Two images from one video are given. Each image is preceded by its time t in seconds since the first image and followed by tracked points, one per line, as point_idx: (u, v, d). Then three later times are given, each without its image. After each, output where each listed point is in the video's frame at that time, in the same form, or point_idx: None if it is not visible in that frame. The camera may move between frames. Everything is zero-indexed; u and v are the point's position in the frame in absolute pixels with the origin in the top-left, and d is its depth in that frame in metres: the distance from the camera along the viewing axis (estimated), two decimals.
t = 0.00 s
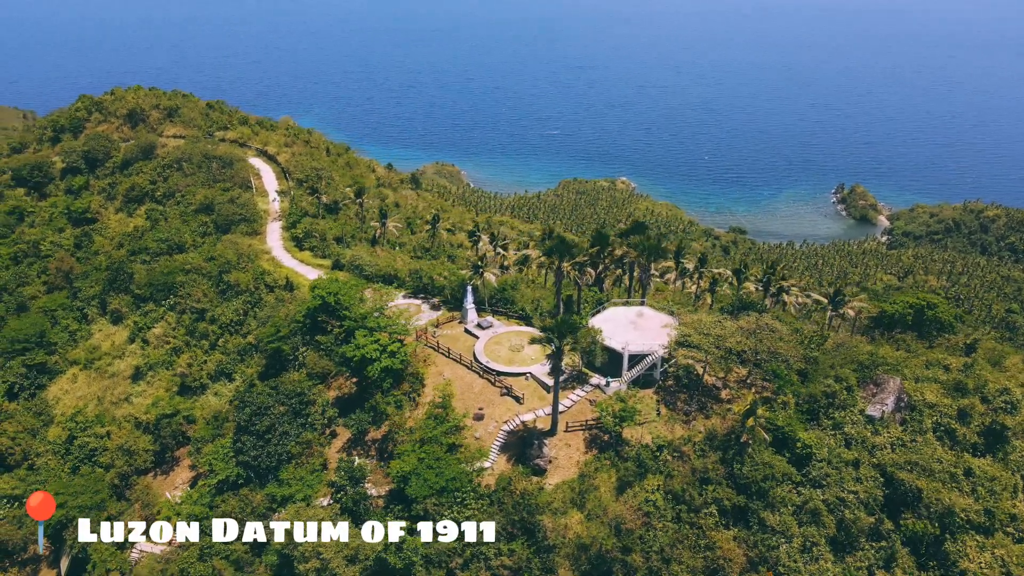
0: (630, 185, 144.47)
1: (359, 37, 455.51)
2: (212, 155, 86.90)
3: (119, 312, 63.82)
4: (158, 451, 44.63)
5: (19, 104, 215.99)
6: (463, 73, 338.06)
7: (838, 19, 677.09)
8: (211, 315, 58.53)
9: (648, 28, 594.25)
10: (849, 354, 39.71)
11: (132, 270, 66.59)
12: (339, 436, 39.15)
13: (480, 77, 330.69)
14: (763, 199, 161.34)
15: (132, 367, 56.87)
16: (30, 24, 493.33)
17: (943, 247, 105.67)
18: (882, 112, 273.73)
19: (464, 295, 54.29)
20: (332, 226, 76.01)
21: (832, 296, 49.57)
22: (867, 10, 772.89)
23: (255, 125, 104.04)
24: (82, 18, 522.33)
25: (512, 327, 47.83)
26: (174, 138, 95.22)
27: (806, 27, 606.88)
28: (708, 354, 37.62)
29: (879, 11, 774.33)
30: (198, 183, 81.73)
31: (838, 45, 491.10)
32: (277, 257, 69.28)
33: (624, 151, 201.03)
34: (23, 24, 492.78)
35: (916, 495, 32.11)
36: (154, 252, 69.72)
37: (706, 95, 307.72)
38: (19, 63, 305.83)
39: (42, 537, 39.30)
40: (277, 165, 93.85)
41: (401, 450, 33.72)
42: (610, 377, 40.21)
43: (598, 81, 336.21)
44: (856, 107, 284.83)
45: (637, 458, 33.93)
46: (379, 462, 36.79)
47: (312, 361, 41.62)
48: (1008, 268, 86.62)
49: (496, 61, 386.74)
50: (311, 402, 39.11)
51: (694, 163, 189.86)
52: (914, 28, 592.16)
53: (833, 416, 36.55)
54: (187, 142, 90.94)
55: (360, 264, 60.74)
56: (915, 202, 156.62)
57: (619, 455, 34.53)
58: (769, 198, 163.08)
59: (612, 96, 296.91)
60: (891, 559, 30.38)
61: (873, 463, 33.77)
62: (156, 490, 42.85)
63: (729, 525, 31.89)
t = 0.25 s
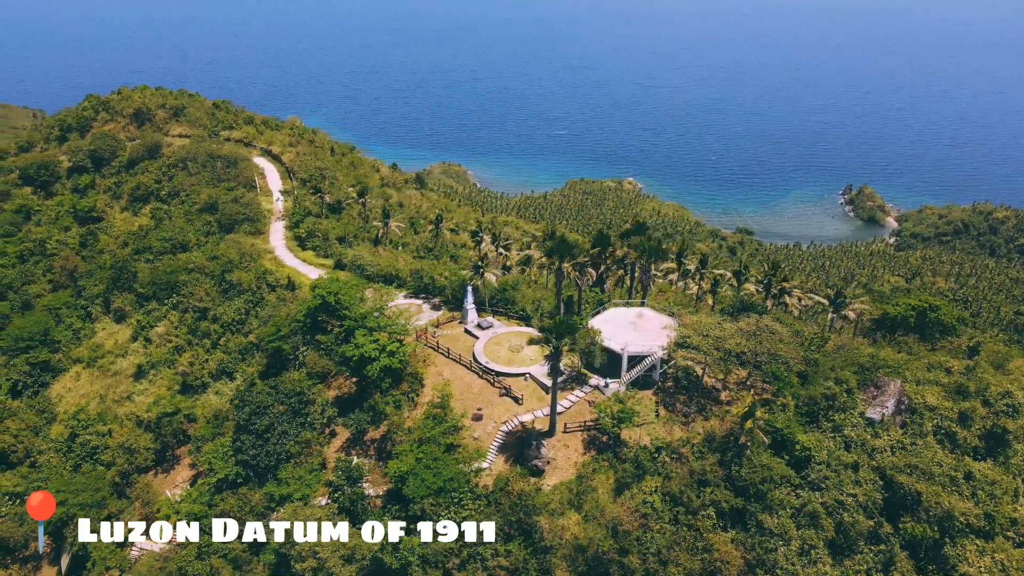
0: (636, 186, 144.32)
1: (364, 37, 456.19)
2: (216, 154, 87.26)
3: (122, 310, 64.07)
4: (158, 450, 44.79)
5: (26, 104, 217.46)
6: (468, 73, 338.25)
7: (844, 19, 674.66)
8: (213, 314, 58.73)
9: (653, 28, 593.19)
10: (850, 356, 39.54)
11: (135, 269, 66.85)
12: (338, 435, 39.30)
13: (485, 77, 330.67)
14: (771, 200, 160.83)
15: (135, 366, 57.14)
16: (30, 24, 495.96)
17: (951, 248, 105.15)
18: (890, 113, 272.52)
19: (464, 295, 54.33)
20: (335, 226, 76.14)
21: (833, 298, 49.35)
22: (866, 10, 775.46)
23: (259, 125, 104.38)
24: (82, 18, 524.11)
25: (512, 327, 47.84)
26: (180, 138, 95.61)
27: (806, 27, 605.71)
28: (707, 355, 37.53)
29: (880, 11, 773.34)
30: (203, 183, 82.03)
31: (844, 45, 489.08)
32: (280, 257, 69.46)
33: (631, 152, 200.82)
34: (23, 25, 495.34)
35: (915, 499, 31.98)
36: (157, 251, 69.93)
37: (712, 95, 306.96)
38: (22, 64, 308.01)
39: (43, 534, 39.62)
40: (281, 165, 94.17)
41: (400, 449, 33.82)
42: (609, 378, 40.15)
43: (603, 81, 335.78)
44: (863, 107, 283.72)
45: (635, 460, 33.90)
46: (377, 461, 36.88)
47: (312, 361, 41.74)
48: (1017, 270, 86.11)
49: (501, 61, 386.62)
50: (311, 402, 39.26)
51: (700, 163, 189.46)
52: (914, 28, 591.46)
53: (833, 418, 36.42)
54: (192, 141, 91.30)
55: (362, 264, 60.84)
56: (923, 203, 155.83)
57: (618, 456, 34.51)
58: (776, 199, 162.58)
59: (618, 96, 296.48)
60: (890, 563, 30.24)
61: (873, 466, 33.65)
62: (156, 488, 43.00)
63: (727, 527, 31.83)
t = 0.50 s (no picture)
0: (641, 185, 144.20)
1: (367, 36, 456.65)
2: (220, 154, 87.50)
3: (125, 309, 64.29)
4: (158, 449, 44.89)
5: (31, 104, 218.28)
6: (472, 73, 338.38)
7: (847, 19, 673.24)
8: (214, 313, 58.83)
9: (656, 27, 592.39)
10: (849, 357, 39.37)
11: (138, 268, 67.06)
12: (338, 435, 39.41)
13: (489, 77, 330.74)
14: (777, 201, 160.50)
15: (136, 365, 57.32)
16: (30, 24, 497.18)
17: (957, 249, 104.86)
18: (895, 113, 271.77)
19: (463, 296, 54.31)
20: (337, 226, 76.24)
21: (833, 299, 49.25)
22: (870, 10, 773.90)
23: (263, 125, 104.57)
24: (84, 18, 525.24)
25: (512, 327, 47.82)
26: (183, 137, 95.87)
27: (805, 27, 605.14)
28: (705, 356, 37.48)
29: (881, 11, 772.18)
30: (206, 182, 82.25)
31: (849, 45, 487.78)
32: (282, 256, 69.61)
33: (636, 152, 200.66)
34: (23, 25, 496.69)
35: (913, 501, 31.84)
36: (158, 250, 70.05)
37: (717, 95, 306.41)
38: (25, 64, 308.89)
39: (43, 533, 39.86)
40: (284, 164, 94.34)
41: (398, 449, 33.90)
42: (608, 378, 40.13)
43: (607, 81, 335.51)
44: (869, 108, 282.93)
45: (633, 461, 33.91)
46: (375, 461, 36.94)
47: (311, 360, 41.80)
48: None
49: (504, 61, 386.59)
50: (310, 401, 39.37)
51: (705, 163, 189.25)
52: (915, 28, 590.80)
53: (832, 420, 36.33)
54: (196, 140, 91.53)
55: (363, 264, 60.92)
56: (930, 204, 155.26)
57: (616, 457, 34.49)
58: (782, 199, 162.22)
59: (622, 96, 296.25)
60: (888, 565, 30.16)
61: (872, 468, 33.55)
62: (156, 486, 43.13)
63: (725, 529, 31.79)
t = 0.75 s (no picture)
0: (646, 185, 144.05)
1: (371, 36, 457.23)
2: (223, 153, 87.69)
3: (127, 308, 64.51)
4: (157, 447, 45.03)
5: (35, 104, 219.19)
6: (476, 73, 338.39)
7: (851, 19, 671.68)
8: (215, 313, 58.99)
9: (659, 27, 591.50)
10: (848, 359, 39.20)
11: (140, 267, 67.29)
12: (336, 434, 39.52)
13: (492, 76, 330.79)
14: (783, 201, 160.08)
15: (138, 364, 57.58)
16: (30, 24, 498.70)
17: (964, 250, 104.62)
18: (901, 114, 270.93)
19: (462, 296, 54.28)
20: (338, 225, 76.35)
21: (833, 300, 49.12)
22: (873, 10, 771.79)
23: (266, 125, 104.82)
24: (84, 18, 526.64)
25: (510, 327, 47.84)
26: (187, 137, 96.17)
27: (805, 27, 605.23)
28: (703, 358, 37.44)
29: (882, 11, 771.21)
30: (209, 181, 82.55)
31: (854, 45, 486.42)
32: (283, 256, 69.71)
33: (641, 152, 200.51)
34: (22, 25, 498.22)
35: (911, 505, 31.67)
36: (160, 249, 70.34)
37: (722, 95, 305.71)
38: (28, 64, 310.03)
39: (43, 530, 40.12)
40: (287, 164, 94.46)
41: (394, 450, 33.95)
42: (605, 379, 40.10)
43: (611, 81, 335.21)
44: (874, 108, 282.28)
45: (630, 462, 33.88)
46: (372, 462, 36.99)
47: (310, 360, 41.86)
48: None
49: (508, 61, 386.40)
50: (308, 401, 39.48)
51: (711, 164, 189.02)
52: (917, 29, 590.07)
53: (830, 422, 36.21)
54: (200, 140, 91.84)
55: (363, 264, 60.98)
56: (938, 205, 154.55)
57: (613, 458, 34.46)
58: (788, 200, 161.78)
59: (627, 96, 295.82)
60: (885, 569, 30.04)
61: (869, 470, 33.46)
62: (155, 485, 43.25)
63: (722, 530, 31.70)
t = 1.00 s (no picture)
0: (652, 186, 143.95)
1: (375, 36, 457.75)
2: (226, 153, 87.96)
3: (128, 307, 64.68)
4: (156, 446, 45.16)
5: (40, 103, 220.06)
6: (480, 73, 338.54)
7: (856, 19, 669.35)
8: (216, 312, 59.14)
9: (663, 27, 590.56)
10: (847, 360, 39.10)
11: (142, 266, 67.51)
12: (333, 434, 39.64)
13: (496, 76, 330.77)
14: (788, 202, 159.71)
15: (138, 362, 57.72)
16: (32, 24, 500.09)
17: (971, 252, 104.27)
18: (907, 114, 269.92)
19: (462, 296, 54.32)
20: (340, 225, 76.46)
21: (833, 302, 49.03)
22: (878, 10, 768.74)
23: (269, 124, 105.00)
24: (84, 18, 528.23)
25: (509, 328, 47.85)
26: (191, 136, 96.42)
27: (805, 27, 604.33)
28: (701, 359, 37.42)
29: (885, 11, 769.66)
30: (212, 181, 82.76)
31: (860, 45, 484.69)
32: (284, 255, 69.85)
33: (646, 152, 200.29)
34: (24, 25, 499.77)
35: (909, 507, 31.53)
36: (162, 248, 70.52)
37: (726, 95, 305.00)
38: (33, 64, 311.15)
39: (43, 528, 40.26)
40: (289, 163, 94.65)
41: (391, 450, 33.99)
42: (603, 380, 40.10)
43: (616, 81, 334.95)
44: (880, 108, 281.31)
45: (626, 463, 33.88)
46: (369, 461, 37.08)
47: (309, 359, 41.97)
48: None
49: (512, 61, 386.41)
50: (307, 400, 39.56)
51: (715, 164, 188.78)
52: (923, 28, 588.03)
53: (829, 423, 36.09)
54: (203, 140, 92.15)
55: (363, 263, 61.08)
56: (944, 206, 154.16)
57: (610, 459, 34.48)
58: (793, 200, 161.39)
59: (631, 96, 295.68)
60: (882, 571, 29.95)
61: (867, 472, 33.36)
62: (154, 483, 43.40)
63: (719, 532, 31.64)
